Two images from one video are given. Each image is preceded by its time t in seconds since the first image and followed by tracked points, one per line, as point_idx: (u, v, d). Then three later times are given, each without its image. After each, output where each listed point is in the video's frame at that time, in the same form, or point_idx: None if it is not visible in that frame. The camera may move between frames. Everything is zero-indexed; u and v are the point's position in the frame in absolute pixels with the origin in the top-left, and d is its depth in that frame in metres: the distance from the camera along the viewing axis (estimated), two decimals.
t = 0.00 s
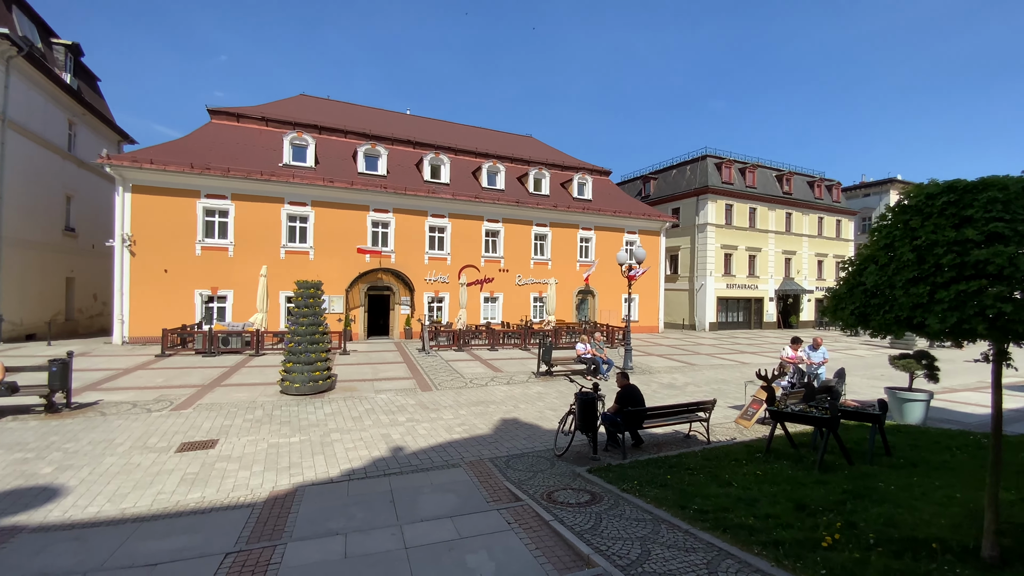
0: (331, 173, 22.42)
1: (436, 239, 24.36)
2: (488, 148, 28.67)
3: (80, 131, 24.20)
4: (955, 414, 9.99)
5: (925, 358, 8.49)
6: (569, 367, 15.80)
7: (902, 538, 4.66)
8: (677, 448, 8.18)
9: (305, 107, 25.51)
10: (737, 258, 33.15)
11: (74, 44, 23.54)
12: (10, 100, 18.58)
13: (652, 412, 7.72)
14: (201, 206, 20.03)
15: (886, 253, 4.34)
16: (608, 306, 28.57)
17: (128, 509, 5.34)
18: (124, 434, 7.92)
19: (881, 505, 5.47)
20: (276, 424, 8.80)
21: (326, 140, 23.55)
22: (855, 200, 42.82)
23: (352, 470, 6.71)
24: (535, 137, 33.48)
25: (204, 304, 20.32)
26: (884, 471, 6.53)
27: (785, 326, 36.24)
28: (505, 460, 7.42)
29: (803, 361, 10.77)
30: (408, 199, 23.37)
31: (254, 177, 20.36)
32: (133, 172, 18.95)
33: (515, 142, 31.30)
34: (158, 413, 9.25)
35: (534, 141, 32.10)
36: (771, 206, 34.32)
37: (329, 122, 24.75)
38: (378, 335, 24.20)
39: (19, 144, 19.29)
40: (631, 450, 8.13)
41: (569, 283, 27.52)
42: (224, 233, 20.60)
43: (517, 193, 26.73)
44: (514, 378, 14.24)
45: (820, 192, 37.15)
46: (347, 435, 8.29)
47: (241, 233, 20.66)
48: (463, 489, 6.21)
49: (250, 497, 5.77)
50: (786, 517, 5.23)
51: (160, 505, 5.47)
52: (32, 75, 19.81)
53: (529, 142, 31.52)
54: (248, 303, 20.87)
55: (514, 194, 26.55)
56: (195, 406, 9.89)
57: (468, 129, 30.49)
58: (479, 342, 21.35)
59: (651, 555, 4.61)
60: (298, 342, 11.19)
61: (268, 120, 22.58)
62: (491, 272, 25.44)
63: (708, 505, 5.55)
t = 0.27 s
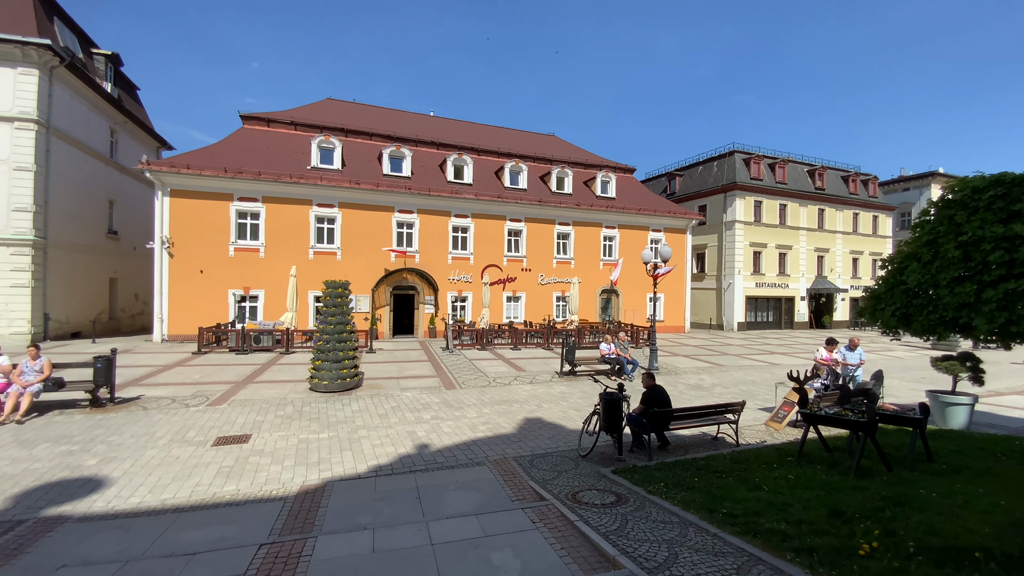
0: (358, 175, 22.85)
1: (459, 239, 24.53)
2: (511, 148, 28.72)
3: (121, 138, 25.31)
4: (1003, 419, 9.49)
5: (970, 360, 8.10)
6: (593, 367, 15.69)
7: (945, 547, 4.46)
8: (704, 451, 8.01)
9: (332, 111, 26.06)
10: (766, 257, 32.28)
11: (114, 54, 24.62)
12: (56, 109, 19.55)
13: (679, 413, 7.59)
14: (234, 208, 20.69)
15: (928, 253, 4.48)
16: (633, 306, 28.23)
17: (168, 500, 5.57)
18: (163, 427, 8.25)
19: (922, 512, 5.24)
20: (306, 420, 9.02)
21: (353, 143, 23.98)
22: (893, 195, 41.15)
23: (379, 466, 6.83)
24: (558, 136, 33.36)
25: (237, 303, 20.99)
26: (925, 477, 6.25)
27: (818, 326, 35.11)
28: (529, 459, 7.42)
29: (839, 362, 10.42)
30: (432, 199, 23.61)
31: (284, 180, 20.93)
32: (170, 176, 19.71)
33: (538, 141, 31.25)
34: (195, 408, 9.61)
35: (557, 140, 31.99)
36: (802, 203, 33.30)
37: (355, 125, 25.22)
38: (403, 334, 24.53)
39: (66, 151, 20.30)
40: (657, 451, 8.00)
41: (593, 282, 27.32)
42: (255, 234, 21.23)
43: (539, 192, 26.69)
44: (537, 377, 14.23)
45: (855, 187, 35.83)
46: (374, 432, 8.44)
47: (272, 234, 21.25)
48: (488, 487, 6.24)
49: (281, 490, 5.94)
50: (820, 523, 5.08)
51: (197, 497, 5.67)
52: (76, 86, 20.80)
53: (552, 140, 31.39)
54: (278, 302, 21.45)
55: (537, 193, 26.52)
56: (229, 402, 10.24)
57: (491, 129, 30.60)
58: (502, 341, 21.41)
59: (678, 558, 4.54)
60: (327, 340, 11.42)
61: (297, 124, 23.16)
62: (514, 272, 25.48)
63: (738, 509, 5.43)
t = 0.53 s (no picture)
0: (385, 177, 23.24)
1: (484, 239, 24.64)
2: (535, 147, 28.67)
3: (163, 145, 26.45)
4: None
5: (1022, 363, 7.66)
6: (620, 367, 15.53)
7: (996, 559, 4.23)
8: (735, 453, 7.83)
9: (360, 114, 26.57)
10: (800, 254, 31.27)
11: (155, 64, 25.70)
12: (103, 118, 20.56)
13: (708, 415, 7.44)
14: (267, 210, 21.35)
15: (979, 248, 4.32)
16: (660, 305, 27.79)
17: (208, 491, 5.79)
18: (202, 421, 8.60)
19: (969, 521, 4.99)
20: (336, 416, 9.24)
21: (380, 145, 24.40)
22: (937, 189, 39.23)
23: (407, 462, 6.93)
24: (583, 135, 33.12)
25: (271, 302, 21.65)
26: (973, 486, 5.94)
27: (855, 326, 33.80)
28: (555, 459, 7.40)
29: (879, 365, 10.04)
30: (457, 200, 23.80)
31: (315, 182, 21.49)
32: (208, 180, 20.47)
33: (563, 140, 31.09)
34: (232, 403, 9.96)
35: (582, 139, 31.76)
36: (839, 198, 32.10)
37: (382, 127, 25.64)
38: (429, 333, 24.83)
39: (112, 157, 21.32)
40: (686, 453, 7.86)
41: (619, 281, 27.02)
42: (287, 236, 21.85)
43: (564, 191, 26.57)
44: (563, 377, 14.18)
45: (896, 181, 34.32)
46: (403, 429, 8.58)
47: (303, 235, 21.82)
48: (514, 486, 6.25)
49: (314, 484, 6.10)
50: (860, 531, 4.88)
51: (234, 489, 5.88)
52: (121, 95, 21.80)
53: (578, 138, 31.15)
54: (309, 301, 22.03)
55: (561, 192, 26.41)
56: (264, 398, 10.58)
57: (516, 129, 30.62)
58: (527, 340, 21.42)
59: (708, 562, 4.45)
60: (357, 338, 11.66)
61: (327, 128, 23.70)
62: (538, 271, 25.43)
63: (771, 514, 5.28)
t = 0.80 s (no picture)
0: (412, 178, 23.56)
1: (510, 238, 24.67)
2: (561, 145, 28.52)
3: (203, 150, 27.52)
4: None
5: None
6: (648, 368, 15.29)
7: None
8: (769, 457, 7.59)
9: (388, 116, 27.01)
10: (837, 252, 30.11)
11: (195, 73, 26.77)
12: (147, 126, 21.55)
13: (741, 417, 7.23)
14: (300, 212, 21.95)
15: None
16: (689, 305, 27.23)
17: (246, 483, 6.00)
18: (240, 416, 8.91)
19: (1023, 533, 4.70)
20: (366, 413, 9.42)
21: (407, 147, 24.74)
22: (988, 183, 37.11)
23: (435, 459, 7.01)
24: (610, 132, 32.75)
25: (303, 301, 22.26)
26: None
27: (897, 327, 32.32)
28: (583, 459, 7.35)
29: (925, 368, 9.58)
30: (483, 199, 23.92)
31: (345, 184, 21.98)
32: (244, 184, 21.18)
33: (590, 138, 30.82)
34: (267, 399, 10.29)
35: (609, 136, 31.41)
36: (879, 193, 30.75)
37: (409, 129, 25.99)
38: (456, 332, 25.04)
39: (156, 164, 22.32)
40: (717, 456, 7.67)
41: (646, 280, 26.61)
42: (319, 237, 22.42)
43: (590, 189, 26.35)
44: (590, 377, 14.06)
45: (942, 174, 32.65)
46: (431, 426, 8.68)
47: (333, 236, 22.34)
48: (542, 485, 6.23)
49: (346, 479, 6.23)
50: (904, 541, 4.67)
51: (270, 481, 6.06)
52: (164, 104, 22.79)
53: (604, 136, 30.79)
54: (339, 300, 22.54)
55: (587, 191, 26.21)
56: (297, 394, 10.89)
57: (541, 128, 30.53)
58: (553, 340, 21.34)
59: (742, 568, 4.34)
60: (386, 336, 11.88)
61: (356, 131, 24.19)
62: (564, 270, 25.30)
63: (808, 521, 5.10)
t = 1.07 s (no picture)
0: (440, 179, 23.83)
1: (536, 238, 24.62)
2: (588, 144, 28.28)
3: (240, 155, 28.54)
4: None
5: None
6: (677, 369, 14.99)
7: None
8: (806, 463, 7.33)
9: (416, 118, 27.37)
10: (879, 250, 28.85)
11: (233, 82, 27.80)
12: (189, 133, 22.49)
13: (776, 421, 7.01)
14: (331, 214, 22.50)
15: None
16: (719, 305, 26.57)
17: (283, 476, 6.20)
18: (276, 411, 9.21)
19: None
20: (395, 410, 9.58)
21: (435, 148, 25.02)
22: None
23: (463, 457, 7.07)
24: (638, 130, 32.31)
25: (335, 301, 22.80)
26: None
27: (944, 329, 30.73)
28: (611, 461, 7.27)
29: (975, 372, 9.08)
30: (509, 199, 23.98)
31: (374, 186, 22.41)
32: (278, 187, 21.85)
33: (617, 136, 30.46)
34: (301, 395, 10.59)
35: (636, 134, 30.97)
36: (925, 188, 29.29)
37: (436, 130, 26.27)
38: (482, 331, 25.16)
39: (197, 169, 23.28)
40: (750, 461, 7.46)
41: (675, 280, 26.12)
42: (349, 238, 22.92)
43: (617, 188, 26.03)
44: (617, 377, 13.90)
45: (993, 167, 30.84)
46: (459, 424, 8.75)
47: (363, 236, 22.80)
48: (569, 485, 6.20)
49: (377, 474, 6.37)
50: (951, 552, 4.44)
51: (304, 475, 6.24)
52: (204, 111, 23.73)
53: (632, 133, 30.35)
54: (369, 300, 22.99)
55: (614, 189, 25.91)
56: (329, 390, 11.17)
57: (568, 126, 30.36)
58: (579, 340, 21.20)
59: None
60: (414, 335, 12.06)
61: (385, 134, 24.62)
62: (591, 269, 25.10)
63: (848, 529, 4.91)
